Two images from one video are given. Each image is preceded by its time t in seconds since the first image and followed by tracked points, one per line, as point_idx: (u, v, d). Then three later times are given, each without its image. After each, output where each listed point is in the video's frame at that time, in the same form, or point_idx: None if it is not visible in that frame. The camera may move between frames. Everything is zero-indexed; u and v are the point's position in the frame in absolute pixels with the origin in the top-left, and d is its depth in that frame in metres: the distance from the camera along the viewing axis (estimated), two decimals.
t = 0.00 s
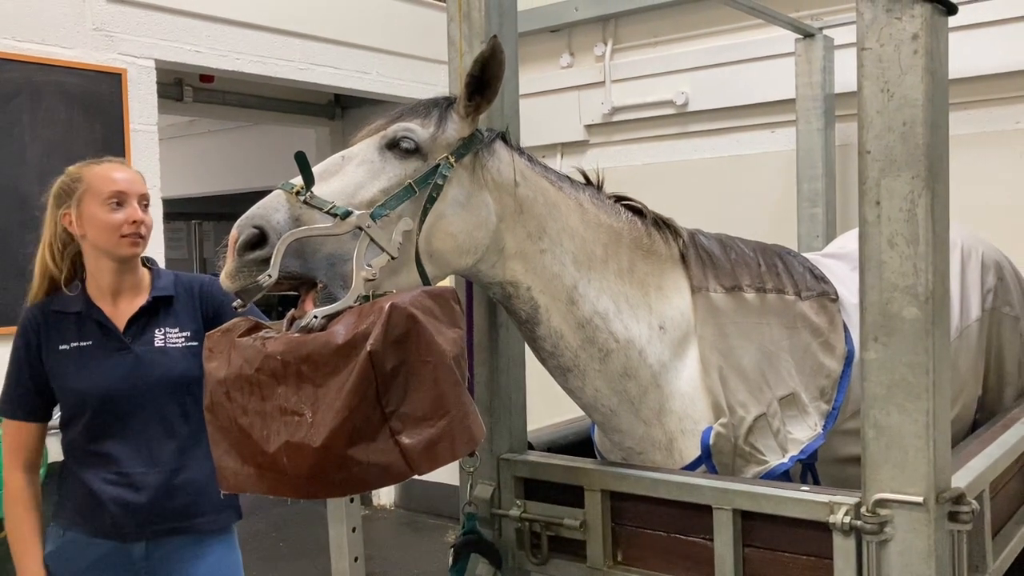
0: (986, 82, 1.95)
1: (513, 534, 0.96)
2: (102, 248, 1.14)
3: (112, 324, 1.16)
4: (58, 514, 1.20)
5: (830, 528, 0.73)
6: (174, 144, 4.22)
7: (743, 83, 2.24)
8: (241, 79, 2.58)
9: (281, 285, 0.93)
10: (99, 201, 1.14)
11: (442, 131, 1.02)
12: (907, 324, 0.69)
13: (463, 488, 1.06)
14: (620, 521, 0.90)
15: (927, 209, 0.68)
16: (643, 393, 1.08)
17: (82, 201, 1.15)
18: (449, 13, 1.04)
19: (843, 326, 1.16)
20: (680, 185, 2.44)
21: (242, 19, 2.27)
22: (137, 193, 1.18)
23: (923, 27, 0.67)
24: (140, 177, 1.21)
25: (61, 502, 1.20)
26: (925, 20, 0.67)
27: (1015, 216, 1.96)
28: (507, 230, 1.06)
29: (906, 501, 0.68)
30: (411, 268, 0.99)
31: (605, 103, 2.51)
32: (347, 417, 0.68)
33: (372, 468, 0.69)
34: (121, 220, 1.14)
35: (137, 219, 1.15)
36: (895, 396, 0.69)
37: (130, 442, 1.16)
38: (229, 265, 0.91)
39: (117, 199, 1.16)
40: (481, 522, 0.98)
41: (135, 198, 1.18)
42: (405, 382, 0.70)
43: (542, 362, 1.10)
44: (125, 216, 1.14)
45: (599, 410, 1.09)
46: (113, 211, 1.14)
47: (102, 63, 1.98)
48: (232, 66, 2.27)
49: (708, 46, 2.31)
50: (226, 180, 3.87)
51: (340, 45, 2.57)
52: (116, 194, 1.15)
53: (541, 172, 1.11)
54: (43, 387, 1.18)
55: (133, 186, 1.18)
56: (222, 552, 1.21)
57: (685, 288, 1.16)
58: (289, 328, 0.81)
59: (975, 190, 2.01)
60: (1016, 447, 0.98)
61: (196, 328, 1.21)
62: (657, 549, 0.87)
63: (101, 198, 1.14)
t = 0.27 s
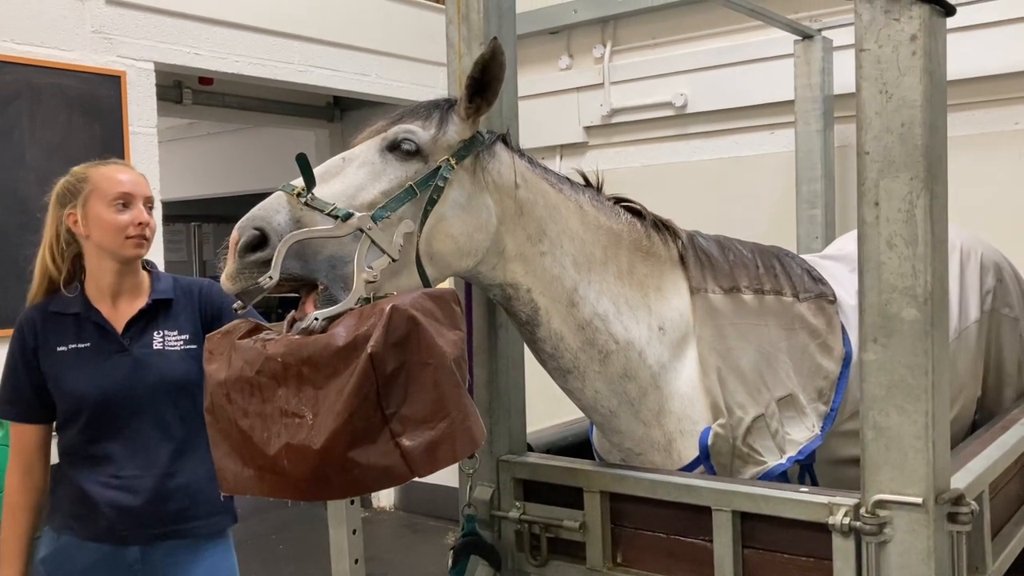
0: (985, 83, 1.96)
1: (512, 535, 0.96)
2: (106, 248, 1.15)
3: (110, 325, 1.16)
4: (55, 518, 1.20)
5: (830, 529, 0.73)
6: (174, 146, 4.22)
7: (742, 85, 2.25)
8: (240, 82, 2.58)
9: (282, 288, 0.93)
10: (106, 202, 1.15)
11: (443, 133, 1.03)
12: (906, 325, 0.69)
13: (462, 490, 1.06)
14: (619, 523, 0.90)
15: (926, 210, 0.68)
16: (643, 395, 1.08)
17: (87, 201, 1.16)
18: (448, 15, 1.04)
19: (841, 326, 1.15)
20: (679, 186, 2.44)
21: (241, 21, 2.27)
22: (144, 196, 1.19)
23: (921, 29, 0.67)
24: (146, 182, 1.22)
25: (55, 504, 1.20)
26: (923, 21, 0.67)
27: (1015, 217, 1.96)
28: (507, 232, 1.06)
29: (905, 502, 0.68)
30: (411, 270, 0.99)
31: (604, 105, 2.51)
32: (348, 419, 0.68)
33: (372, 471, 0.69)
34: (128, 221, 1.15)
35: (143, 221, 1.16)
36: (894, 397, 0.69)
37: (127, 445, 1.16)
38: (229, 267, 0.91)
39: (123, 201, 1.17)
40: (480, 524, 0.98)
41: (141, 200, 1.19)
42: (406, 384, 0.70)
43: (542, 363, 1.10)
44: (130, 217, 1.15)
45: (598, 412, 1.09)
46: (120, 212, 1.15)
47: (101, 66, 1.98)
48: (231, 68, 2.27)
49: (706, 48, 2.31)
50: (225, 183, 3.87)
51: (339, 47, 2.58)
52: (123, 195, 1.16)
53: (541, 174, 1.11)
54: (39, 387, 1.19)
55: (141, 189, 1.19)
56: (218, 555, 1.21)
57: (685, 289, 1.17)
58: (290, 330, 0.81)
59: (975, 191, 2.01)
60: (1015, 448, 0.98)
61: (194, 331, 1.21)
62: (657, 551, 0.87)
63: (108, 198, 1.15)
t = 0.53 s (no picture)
0: (986, 84, 1.95)
1: (512, 537, 0.96)
2: (106, 248, 1.15)
3: (109, 327, 1.16)
4: (52, 522, 1.19)
5: (831, 531, 0.73)
6: (174, 149, 4.23)
7: (742, 86, 2.25)
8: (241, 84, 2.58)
9: (282, 289, 0.93)
10: (105, 202, 1.15)
11: (444, 135, 1.03)
12: (906, 327, 0.69)
13: (462, 491, 1.06)
14: (620, 525, 0.90)
15: (926, 211, 0.68)
16: (644, 396, 1.08)
17: (86, 202, 1.16)
18: (448, 17, 1.04)
19: (842, 328, 1.15)
20: (680, 188, 2.44)
21: (242, 23, 2.27)
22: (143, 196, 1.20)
23: (921, 29, 0.67)
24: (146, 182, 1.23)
25: (51, 507, 1.20)
26: (923, 22, 0.67)
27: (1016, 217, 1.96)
28: (508, 234, 1.06)
29: (906, 503, 0.68)
30: (411, 273, 0.99)
31: (605, 107, 2.51)
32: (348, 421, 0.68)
33: (372, 473, 0.69)
34: (126, 221, 1.15)
35: (142, 220, 1.16)
36: (894, 398, 0.69)
37: (126, 447, 1.16)
38: (229, 268, 0.91)
39: (122, 201, 1.17)
40: (481, 526, 0.98)
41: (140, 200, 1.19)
42: (406, 385, 0.70)
43: (543, 365, 1.10)
44: (130, 216, 1.15)
45: (599, 413, 1.09)
46: (118, 212, 1.15)
47: (102, 68, 1.98)
48: (231, 70, 2.27)
49: (706, 49, 2.32)
50: (226, 185, 3.87)
51: (340, 49, 2.58)
52: (122, 195, 1.17)
53: (542, 176, 1.11)
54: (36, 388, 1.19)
55: (141, 189, 1.19)
56: (215, 561, 1.20)
57: (686, 291, 1.16)
58: (289, 332, 0.81)
59: (976, 192, 2.00)
60: (1016, 449, 0.98)
61: (193, 334, 1.21)
62: (658, 552, 0.87)
63: (107, 199, 1.15)
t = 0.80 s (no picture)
0: (988, 85, 1.95)
1: (515, 539, 0.97)
2: (107, 251, 1.15)
3: (111, 329, 1.16)
4: (54, 524, 1.19)
5: (832, 533, 0.73)
6: (177, 150, 4.24)
7: (744, 87, 2.25)
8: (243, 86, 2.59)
9: (284, 292, 0.93)
10: (104, 205, 1.15)
11: (446, 138, 1.03)
12: (907, 328, 0.69)
13: (465, 493, 1.06)
14: (622, 526, 0.90)
15: (927, 213, 0.68)
16: (647, 398, 1.08)
17: (87, 206, 1.16)
18: (450, 19, 1.04)
19: (844, 329, 1.15)
20: (682, 189, 2.44)
21: (244, 25, 2.28)
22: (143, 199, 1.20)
23: (922, 31, 0.67)
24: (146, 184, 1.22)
25: (53, 508, 1.20)
26: (923, 24, 0.67)
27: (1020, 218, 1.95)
28: (511, 237, 1.07)
29: (908, 505, 0.68)
30: (413, 275, 0.99)
31: (607, 108, 2.51)
32: (349, 423, 0.68)
33: (374, 475, 0.69)
34: (126, 223, 1.15)
35: (143, 223, 1.16)
36: (896, 400, 0.69)
37: (128, 449, 1.16)
38: (231, 271, 0.91)
39: (122, 204, 1.17)
40: (483, 527, 0.98)
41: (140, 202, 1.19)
42: (407, 387, 0.70)
43: (545, 367, 1.10)
44: (131, 219, 1.15)
45: (602, 415, 1.09)
46: (118, 215, 1.15)
47: (104, 71, 1.99)
48: (234, 72, 2.28)
49: (708, 50, 2.32)
50: (229, 186, 3.88)
51: (342, 51, 2.58)
52: (122, 198, 1.17)
53: (544, 178, 1.11)
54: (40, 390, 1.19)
55: (140, 192, 1.19)
56: (218, 563, 1.21)
57: (689, 292, 1.17)
58: (292, 334, 0.81)
59: (979, 193, 2.00)
60: (1019, 451, 0.98)
61: (195, 336, 1.21)
62: (660, 554, 0.87)
63: (106, 202, 1.16)
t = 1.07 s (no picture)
0: (991, 84, 1.94)
1: (517, 540, 0.96)
2: (105, 252, 1.15)
3: (115, 331, 1.17)
4: (57, 524, 1.19)
5: (836, 534, 0.73)
6: (181, 151, 4.24)
7: (747, 87, 2.24)
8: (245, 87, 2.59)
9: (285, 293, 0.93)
10: (101, 206, 1.15)
11: (447, 138, 1.03)
12: (910, 329, 0.68)
13: (467, 493, 1.06)
14: (624, 527, 0.89)
15: (930, 212, 0.67)
16: (650, 399, 1.08)
17: (85, 207, 1.16)
18: (451, 19, 1.04)
19: (848, 329, 1.15)
20: (686, 189, 2.43)
21: (247, 26, 2.28)
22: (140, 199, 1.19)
23: (925, 30, 0.67)
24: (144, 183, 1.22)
25: (57, 509, 1.20)
26: (926, 23, 0.67)
27: None
28: (513, 237, 1.06)
29: (911, 506, 0.67)
30: (415, 276, 0.99)
31: (610, 108, 2.51)
32: (350, 424, 0.68)
33: (374, 476, 0.69)
34: (123, 224, 1.15)
35: (140, 223, 1.16)
36: (900, 401, 0.69)
37: (131, 450, 1.16)
38: (231, 272, 0.91)
39: (119, 205, 1.17)
40: (485, 529, 0.98)
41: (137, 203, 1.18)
42: (408, 388, 0.70)
43: (548, 368, 1.10)
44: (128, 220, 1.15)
45: (605, 417, 1.09)
46: (115, 216, 1.15)
47: (107, 72, 1.99)
48: (236, 73, 2.28)
49: (710, 50, 2.31)
50: (232, 187, 3.88)
51: (344, 52, 2.58)
52: (118, 199, 1.16)
53: (547, 178, 1.11)
54: (44, 392, 1.20)
55: (136, 192, 1.19)
56: (222, 564, 1.20)
57: (692, 293, 1.16)
58: (293, 336, 0.81)
59: (982, 193, 1.99)
60: None
61: (199, 337, 1.21)
62: (663, 555, 0.87)
63: (103, 203, 1.15)
